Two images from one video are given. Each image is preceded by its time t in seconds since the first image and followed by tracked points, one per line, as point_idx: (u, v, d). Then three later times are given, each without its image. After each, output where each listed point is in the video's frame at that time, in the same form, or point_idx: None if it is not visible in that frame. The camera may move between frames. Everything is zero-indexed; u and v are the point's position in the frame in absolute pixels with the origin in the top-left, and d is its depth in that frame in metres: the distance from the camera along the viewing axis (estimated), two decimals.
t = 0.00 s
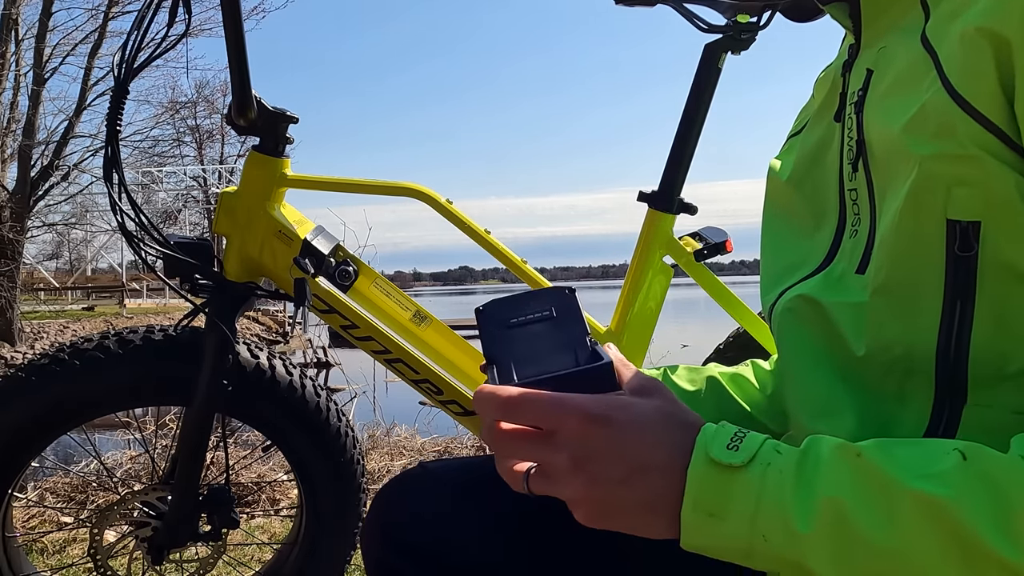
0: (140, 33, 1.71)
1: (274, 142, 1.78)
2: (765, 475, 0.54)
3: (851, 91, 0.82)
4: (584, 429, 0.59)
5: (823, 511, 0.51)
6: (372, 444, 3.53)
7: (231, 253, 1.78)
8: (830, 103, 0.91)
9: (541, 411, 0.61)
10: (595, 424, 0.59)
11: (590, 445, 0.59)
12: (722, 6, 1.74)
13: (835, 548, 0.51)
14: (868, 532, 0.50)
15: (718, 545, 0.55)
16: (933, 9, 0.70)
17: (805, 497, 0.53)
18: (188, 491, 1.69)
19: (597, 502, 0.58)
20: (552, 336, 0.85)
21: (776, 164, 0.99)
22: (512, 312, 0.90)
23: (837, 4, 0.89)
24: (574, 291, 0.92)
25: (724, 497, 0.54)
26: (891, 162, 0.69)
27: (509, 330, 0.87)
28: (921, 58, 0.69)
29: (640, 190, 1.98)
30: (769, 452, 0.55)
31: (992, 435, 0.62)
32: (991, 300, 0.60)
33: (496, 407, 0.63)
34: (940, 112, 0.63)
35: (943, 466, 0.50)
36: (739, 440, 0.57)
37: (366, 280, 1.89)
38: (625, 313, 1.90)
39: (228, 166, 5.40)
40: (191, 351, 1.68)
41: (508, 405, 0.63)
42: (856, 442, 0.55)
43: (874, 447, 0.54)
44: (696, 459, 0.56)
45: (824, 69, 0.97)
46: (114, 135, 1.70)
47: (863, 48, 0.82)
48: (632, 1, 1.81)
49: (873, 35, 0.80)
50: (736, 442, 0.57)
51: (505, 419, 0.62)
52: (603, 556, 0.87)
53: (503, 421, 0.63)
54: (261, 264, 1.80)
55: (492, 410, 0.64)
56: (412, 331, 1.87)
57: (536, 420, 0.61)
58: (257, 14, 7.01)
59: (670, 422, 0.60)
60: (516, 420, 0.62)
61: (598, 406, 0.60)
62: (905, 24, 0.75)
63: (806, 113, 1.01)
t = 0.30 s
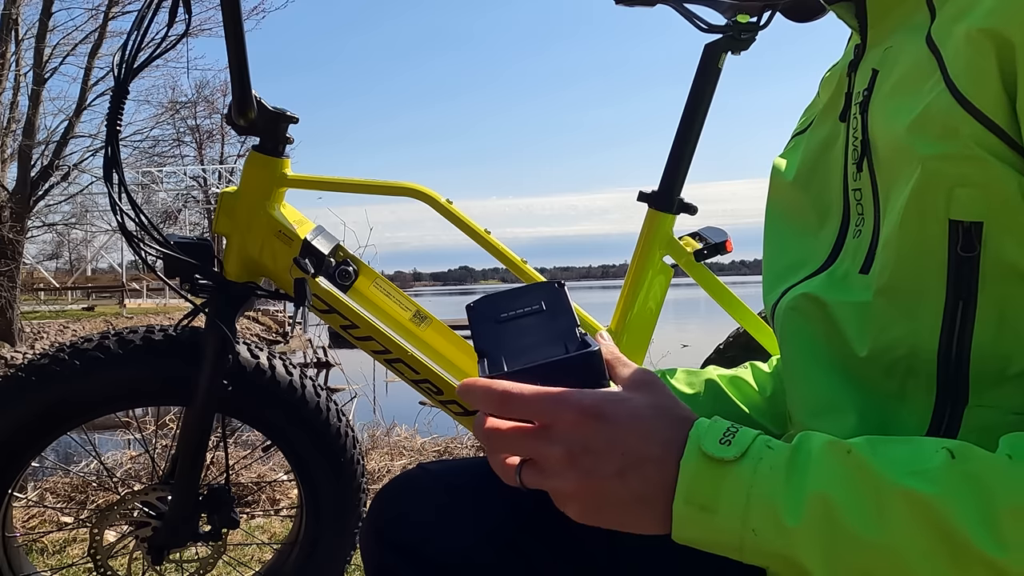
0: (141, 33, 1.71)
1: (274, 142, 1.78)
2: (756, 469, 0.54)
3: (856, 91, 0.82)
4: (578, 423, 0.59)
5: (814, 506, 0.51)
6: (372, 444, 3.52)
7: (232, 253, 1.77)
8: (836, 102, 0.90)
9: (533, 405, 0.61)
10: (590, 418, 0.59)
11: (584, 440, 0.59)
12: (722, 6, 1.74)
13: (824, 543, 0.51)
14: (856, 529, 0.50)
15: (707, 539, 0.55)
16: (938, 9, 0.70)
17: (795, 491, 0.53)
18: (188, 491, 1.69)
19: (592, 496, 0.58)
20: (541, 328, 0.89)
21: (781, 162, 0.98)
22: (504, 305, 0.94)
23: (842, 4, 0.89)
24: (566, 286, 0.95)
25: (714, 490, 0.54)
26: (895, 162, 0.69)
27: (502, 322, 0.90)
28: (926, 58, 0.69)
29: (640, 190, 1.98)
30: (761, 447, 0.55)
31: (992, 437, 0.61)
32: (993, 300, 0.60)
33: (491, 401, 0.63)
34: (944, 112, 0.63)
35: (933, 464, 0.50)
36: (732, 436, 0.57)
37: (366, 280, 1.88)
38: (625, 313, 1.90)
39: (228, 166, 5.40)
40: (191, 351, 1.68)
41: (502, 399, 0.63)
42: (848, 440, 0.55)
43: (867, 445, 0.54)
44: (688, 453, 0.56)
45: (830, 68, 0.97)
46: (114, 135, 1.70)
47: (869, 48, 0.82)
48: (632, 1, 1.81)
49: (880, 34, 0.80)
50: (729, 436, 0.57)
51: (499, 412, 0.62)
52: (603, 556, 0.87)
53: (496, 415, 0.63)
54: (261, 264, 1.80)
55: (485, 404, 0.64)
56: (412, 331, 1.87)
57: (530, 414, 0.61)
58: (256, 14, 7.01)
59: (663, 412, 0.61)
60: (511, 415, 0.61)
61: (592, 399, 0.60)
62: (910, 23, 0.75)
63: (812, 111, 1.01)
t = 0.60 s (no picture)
0: (140, 33, 1.71)
1: (274, 142, 1.78)
2: (800, 475, 0.54)
3: (861, 90, 0.82)
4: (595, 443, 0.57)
5: (861, 512, 0.51)
6: (372, 444, 3.52)
7: (231, 253, 1.77)
8: (840, 102, 0.90)
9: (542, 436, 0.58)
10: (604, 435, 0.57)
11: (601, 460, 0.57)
12: (722, 6, 1.73)
13: (871, 550, 0.50)
14: (904, 533, 0.50)
15: (749, 549, 0.54)
16: (943, 9, 0.71)
17: (841, 498, 0.53)
18: (188, 491, 1.69)
19: (615, 515, 0.57)
20: (535, 319, 0.96)
21: (783, 163, 0.98)
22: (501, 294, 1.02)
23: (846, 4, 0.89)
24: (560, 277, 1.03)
25: (755, 496, 0.54)
26: (902, 162, 0.69)
27: (496, 312, 0.98)
28: (932, 57, 0.69)
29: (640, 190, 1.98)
30: (803, 452, 0.55)
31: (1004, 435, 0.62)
32: (1000, 301, 0.61)
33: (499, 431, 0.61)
34: (952, 112, 0.63)
35: (982, 466, 0.50)
36: (771, 440, 0.57)
37: (366, 280, 1.89)
38: (625, 313, 1.90)
39: (228, 166, 5.40)
40: (191, 351, 1.68)
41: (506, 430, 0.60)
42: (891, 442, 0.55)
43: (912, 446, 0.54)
44: (726, 457, 0.56)
45: (834, 69, 0.97)
46: (114, 135, 1.70)
47: (873, 49, 0.82)
48: (632, 1, 1.81)
49: (884, 35, 0.80)
50: (769, 441, 0.57)
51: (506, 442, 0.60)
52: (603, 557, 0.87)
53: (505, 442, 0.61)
54: (261, 264, 1.80)
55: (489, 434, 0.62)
56: (412, 331, 1.88)
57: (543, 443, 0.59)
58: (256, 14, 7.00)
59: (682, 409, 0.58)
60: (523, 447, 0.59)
61: (605, 415, 0.57)
62: (915, 24, 0.75)
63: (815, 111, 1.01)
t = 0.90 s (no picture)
0: (141, 33, 1.71)
1: (274, 142, 1.78)
2: (846, 501, 0.53)
3: (864, 90, 0.82)
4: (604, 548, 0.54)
5: (911, 537, 0.52)
6: (372, 444, 3.53)
7: (231, 253, 1.78)
8: (844, 103, 0.90)
9: (528, 542, 0.60)
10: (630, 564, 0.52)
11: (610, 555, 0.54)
12: (722, 6, 1.73)
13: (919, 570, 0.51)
14: (951, 553, 0.51)
15: None
16: (947, 8, 0.71)
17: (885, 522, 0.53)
18: (188, 491, 1.69)
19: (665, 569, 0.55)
20: (533, 316, 1.18)
21: (788, 162, 0.98)
22: (503, 291, 1.22)
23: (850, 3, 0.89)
24: (559, 277, 1.23)
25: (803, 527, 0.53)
26: (904, 160, 0.69)
27: (498, 311, 1.19)
28: (936, 56, 0.69)
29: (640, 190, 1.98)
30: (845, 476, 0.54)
31: (1003, 435, 0.62)
32: (1002, 301, 0.61)
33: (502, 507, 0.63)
34: (956, 111, 0.63)
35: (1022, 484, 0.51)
36: (812, 462, 0.55)
37: (366, 280, 1.88)
38: (625, 313, 1.90)
39: (228, 167, 5.39)
40: (191, 351, 1.68)
41: (501, 519, 0.62)
42: (925, 456, 0.56)
43: (948, 460, 0.55)
44: (774, 485, 0.53)
45: (839, 69, 0.97)
46: (114, 135, 1.70)
47: (877, 48, 0.81)
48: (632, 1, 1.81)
49: (889, 34, 0.80)
50: (810, 462, 0.55)
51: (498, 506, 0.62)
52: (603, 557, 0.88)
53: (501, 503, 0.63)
54: (261, 264, 1.80)
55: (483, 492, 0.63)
56: (412, 331, 1.88)
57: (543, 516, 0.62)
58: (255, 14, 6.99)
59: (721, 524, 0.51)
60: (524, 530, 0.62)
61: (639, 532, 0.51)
62: (920, 23, 0.75)
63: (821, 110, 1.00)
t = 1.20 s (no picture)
0: (141, 33, 1.71)
1: (274, 142, 1.78)
2: (844, 521, 0.54)
3: (868, 89, 0.82)
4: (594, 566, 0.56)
5: (908, 555, 0.52)
6: (372, 443, 3.53)
7: (231, 253, 1.78)
8: (845, 103, 0.90)
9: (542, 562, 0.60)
10: None
11: None
12: (722, 6, 1.73)
13: None
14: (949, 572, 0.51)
15: None
16: (953, 9, 0.71)
17: (883, 540, 0.54)
18: (188, 491, 1.69)
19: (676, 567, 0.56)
20: (534, 316, 1.17)
21: (788, 160, 0.98)
22: (503, 291, 1.21)
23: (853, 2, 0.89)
24: (561, 277, 1.22)
25: (801, 549, 0.54)
26: (909, 161, 0.69)
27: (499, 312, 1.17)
28: (941, 57, 0.69)
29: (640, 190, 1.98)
30: (842, 497, 0.55)
31: (1006, 437, 0.62)
32: (1006, 307, 0.61)
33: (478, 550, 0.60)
34: (962, 113, 0.63)
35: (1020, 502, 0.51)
36: (809, 482, 0.56)
37: (366, 280, 1.88)
38: (625, 313, 1.90)
39: (228, 167, 5.39)
40: (191, 351, 1.68)
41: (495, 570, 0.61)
42: (925, 474, 0.57)
43: (946, 479, 0.55)
44: (769, 508, 0.54)
45: (841, 68, 0.97)
46: (114, 135, 1.70)
47: (881, 47, 0.82)
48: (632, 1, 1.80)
49: (894, 34, 0.80)
50: (807, 484, 0.56)
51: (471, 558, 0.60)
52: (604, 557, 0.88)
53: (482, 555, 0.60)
54: (261, 264, 1.80)
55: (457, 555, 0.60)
56: (412, 331, 1.87)
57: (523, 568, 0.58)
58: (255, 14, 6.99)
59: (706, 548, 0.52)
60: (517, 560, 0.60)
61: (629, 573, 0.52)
62: (926, 23, 0.75)
63: (822, 109, 1.01)
